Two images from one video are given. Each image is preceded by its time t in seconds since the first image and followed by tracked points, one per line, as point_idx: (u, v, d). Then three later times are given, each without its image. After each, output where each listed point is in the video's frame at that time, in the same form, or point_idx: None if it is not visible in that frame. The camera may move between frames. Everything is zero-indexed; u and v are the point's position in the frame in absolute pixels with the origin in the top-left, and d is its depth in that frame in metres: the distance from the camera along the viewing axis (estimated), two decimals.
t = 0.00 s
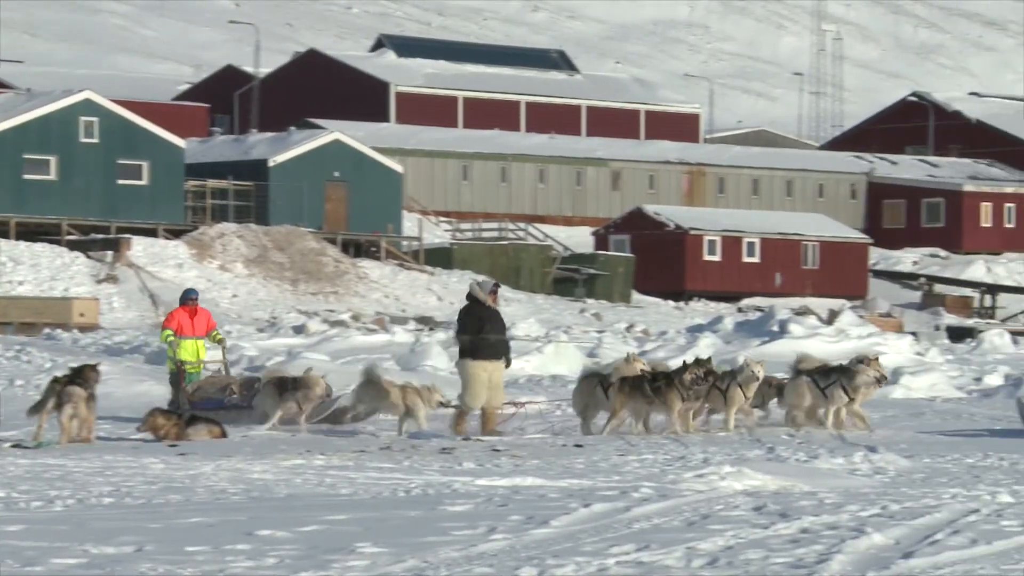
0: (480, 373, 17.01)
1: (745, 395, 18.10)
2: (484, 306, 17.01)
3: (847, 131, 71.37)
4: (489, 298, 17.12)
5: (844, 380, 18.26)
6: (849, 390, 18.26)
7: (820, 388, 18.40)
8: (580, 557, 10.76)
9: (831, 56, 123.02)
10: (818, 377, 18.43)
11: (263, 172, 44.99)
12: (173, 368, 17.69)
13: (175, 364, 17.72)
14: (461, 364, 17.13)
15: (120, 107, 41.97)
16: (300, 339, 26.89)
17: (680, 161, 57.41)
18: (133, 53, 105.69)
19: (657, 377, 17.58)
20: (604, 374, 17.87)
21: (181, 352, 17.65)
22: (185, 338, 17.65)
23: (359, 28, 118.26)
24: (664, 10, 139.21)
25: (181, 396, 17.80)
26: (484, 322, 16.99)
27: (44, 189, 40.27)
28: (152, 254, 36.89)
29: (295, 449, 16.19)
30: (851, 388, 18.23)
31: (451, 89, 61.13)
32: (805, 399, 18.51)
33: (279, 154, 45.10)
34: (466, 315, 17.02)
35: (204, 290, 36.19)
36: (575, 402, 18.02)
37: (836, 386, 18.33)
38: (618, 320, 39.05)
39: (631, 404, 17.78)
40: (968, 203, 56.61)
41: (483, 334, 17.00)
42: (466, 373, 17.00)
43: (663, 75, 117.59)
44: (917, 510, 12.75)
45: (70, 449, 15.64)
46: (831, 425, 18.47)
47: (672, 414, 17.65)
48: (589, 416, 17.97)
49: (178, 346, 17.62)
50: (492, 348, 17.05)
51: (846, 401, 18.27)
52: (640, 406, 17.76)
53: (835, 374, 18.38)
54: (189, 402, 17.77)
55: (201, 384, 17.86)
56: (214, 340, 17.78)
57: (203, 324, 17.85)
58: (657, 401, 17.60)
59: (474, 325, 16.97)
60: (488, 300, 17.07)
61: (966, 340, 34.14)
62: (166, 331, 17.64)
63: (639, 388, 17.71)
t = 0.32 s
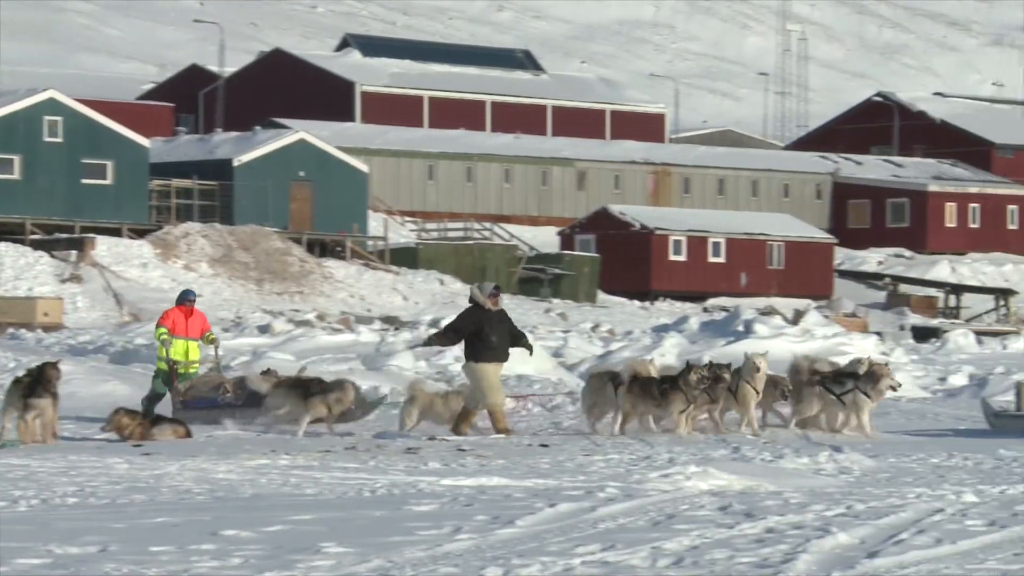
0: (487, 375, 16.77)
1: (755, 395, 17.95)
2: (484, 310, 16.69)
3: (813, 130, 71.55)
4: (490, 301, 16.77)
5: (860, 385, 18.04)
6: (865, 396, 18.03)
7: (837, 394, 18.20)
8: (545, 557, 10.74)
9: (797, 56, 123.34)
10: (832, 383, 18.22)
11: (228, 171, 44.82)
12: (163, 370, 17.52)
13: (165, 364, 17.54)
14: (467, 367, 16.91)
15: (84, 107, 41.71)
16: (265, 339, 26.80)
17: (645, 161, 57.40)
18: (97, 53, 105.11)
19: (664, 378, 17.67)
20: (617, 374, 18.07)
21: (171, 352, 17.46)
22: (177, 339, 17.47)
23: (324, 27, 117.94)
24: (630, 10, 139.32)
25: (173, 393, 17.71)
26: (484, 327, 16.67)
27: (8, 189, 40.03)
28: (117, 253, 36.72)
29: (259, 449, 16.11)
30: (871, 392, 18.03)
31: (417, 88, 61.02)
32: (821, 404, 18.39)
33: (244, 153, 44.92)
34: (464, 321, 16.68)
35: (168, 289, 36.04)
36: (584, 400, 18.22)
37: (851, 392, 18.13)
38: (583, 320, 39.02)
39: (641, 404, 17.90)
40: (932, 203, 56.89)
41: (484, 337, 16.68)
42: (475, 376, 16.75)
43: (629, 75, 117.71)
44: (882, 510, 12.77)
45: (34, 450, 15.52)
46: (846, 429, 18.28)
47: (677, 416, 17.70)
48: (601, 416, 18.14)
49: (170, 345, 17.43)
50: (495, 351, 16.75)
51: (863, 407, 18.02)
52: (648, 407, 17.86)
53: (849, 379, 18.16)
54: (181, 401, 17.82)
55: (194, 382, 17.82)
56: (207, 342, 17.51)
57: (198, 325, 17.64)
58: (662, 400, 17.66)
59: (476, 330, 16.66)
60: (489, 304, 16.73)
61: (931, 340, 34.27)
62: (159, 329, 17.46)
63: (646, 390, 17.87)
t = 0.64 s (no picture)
0: (480, 373, 17.25)
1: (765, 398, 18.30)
2: (487, 306, 17.13)
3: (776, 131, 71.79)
4: (492, 298, 17.17)
5: (868, 389, 18.52)
6: (871, 398, 18.51)
7: (846, 396, 18.66)
8: (509, 557, 10.71)
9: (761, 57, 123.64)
10: (841, 387, 18.71)
11: (192, 171, 44.58)
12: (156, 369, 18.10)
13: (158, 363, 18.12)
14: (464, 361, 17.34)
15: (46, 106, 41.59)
16: (229, 339, 26.73)
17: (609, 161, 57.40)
18: (59, 52, 104.54)
19: (677, 380, 17.86)
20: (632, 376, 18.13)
21: (161, 348, 18.02)
22: (168, 336, 18.04)
23: (288, 27, 117.59)
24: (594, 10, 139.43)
25: (166, 391, 18.31)
26: (484, 322, 17.17)
27: None
28: (79, 253, 36.54)
29: (222, 449, 16.04)
30: (876, 395, 18.51)
31: (380, 88, 60.88)
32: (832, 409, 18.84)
33: (207, 153, 44.67)
34: (468, 316, 17.15)
35: (131, 289, 35.86)
36: (594, 403, 18.26)
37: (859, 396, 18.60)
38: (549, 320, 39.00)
39: (651, 405, 17.97)
40: (897, 204, 57.08)
41: (483, 334, 17.16)
42: (469, 372, 17.21)
43: (592, 75, 117.76)
44: (846, 511, 12.79)
45: None
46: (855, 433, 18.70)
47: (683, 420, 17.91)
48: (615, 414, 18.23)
49: (161, 343, 18.02)
50: (494, 348, 17.23)
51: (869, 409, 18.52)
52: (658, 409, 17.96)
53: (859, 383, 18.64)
54: (173, 397, 18.30)
55: (185, 380, 18.35)
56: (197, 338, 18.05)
57: (186, 322, 18.20)
58: (677, 404, 17.85)
59: (477, 327, 17.15)
60: (492, 301, 17.14)
61: (894, 340, 34.44)
62: (149, 327, 18.04)
63: (659, 392, 17.95)
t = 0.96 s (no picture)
0: (485, 370, 17.15)
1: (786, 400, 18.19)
2: (491, 303, 17.13)
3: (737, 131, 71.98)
4: (497, 296, 17.19)
5: (881, 388, 18.77)
6: (884, 398, 18.77)
7: (856, 399, 18.91)
8: (471, 557, 10.68)
9: (722, 57, 123.95)
10: (852, 389, 18.96)
11: (152, 171, 44.38)
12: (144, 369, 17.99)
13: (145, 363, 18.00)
14: (468, 359, 17.25)
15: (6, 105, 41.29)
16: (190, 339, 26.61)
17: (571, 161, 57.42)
18: (18, 50, 103.90)
19: (690, 384, 18.01)
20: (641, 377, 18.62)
21: (150, 348, 17.92)
22: (155, 335, 17.95)
23: (249, 26, 117.19)
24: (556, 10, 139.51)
25: (156, 392, 18.21)
26: (488, 319, 17.10)
27: None
28: (39, 253, 36.32)
29: (183, 449, 15.95)
30: (888, 395, 18.75)
31: (341, 89, 60.72)
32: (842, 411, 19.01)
33: (168, 152, 44.48)
34: (473, 311, 17.13)
35: (91, 289, 35.64)
36: (607, 406, 18.80)
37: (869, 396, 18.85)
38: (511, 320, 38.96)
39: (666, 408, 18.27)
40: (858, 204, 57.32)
41: (487, 330, 17.08)
42: (473, 368, 17.13)
43: (554, 75, 117.84)
44: (808, 510, 12.80)
45: None
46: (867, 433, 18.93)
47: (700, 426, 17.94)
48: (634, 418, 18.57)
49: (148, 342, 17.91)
50: (498, 345, 17.14)
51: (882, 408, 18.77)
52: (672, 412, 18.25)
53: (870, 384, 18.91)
54: (164, 399, 18.22)
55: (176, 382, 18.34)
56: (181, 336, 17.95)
57: (170, 322, 18.10)
58: (689, 407, 18.02)
59: (481, 323, 17.09)
60: (496, 298, 17.16)
61: (856, 340, 34.57)
62: (135, 328, 17.98)
63: (672, 394, 18.27)
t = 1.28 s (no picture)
0: (489, 373, 17.24)
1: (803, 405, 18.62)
2: (485, 308, 17.02)
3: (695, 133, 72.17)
4: (490, 300, 17.09)
5: (895, 386, 19.11)
6: (899, 395, 19.12)
7: (869, 398, 19.10)
8: (430, 557, 10.64)
9: (680, 58, 124.15)
10: (862, 388, 19.13)
11: (110, 171, 44.06)
12: (133, 369, 18.29)
13: (133, 364, 18.31)
14: (469, 365, 17.34)
15: None
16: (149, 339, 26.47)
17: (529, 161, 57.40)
18: None
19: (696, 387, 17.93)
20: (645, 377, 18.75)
21: (138, 349, 18.28)
22: (144, 336, 18.32)
23: (207, 25, 116.68)
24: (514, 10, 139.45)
25: (146, 394, 18.27)
26: (486, 325, 17.03)
27: None
28: None
29: (141, 449, 15.85)
30: (902, 393, 19.13)
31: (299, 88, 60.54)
32: (851, 411, 19.16)
33: (125, 151, 44.19)
34: (468, 318, 17.01)
35: (48, 289, 35.41)
36: (615, 402, 19.06)
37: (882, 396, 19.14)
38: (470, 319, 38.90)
39: (671, 410, 18.18)
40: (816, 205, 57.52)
41: (485, 335, 17.10)
42: (476, 373, 17.19)
43: (512, 75, 117.73)
44: (766, 510, 12.83)
45: None
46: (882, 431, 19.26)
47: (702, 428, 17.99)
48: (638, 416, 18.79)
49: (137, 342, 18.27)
50: (495, 349, 17.18)
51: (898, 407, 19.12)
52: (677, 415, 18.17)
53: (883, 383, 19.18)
54: (154, 401, 18.21)
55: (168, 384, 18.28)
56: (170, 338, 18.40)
57: (158, 324, 18.51)
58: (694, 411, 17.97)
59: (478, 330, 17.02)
60: (489, 303, 17.05)
61: (814, 340, 34.68)
62: (123, 329, 18.29)
63: (679, 396, 18.12)
